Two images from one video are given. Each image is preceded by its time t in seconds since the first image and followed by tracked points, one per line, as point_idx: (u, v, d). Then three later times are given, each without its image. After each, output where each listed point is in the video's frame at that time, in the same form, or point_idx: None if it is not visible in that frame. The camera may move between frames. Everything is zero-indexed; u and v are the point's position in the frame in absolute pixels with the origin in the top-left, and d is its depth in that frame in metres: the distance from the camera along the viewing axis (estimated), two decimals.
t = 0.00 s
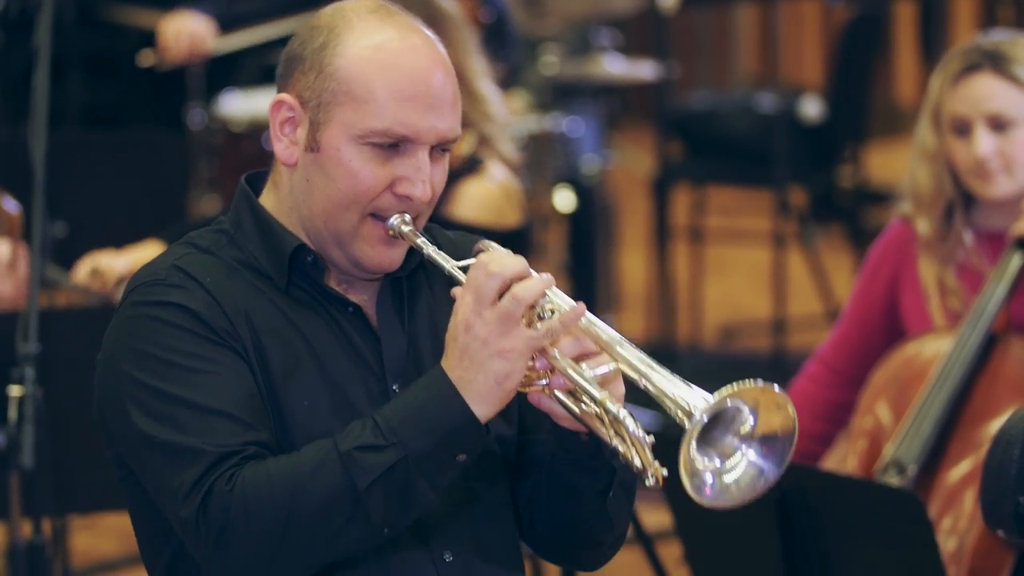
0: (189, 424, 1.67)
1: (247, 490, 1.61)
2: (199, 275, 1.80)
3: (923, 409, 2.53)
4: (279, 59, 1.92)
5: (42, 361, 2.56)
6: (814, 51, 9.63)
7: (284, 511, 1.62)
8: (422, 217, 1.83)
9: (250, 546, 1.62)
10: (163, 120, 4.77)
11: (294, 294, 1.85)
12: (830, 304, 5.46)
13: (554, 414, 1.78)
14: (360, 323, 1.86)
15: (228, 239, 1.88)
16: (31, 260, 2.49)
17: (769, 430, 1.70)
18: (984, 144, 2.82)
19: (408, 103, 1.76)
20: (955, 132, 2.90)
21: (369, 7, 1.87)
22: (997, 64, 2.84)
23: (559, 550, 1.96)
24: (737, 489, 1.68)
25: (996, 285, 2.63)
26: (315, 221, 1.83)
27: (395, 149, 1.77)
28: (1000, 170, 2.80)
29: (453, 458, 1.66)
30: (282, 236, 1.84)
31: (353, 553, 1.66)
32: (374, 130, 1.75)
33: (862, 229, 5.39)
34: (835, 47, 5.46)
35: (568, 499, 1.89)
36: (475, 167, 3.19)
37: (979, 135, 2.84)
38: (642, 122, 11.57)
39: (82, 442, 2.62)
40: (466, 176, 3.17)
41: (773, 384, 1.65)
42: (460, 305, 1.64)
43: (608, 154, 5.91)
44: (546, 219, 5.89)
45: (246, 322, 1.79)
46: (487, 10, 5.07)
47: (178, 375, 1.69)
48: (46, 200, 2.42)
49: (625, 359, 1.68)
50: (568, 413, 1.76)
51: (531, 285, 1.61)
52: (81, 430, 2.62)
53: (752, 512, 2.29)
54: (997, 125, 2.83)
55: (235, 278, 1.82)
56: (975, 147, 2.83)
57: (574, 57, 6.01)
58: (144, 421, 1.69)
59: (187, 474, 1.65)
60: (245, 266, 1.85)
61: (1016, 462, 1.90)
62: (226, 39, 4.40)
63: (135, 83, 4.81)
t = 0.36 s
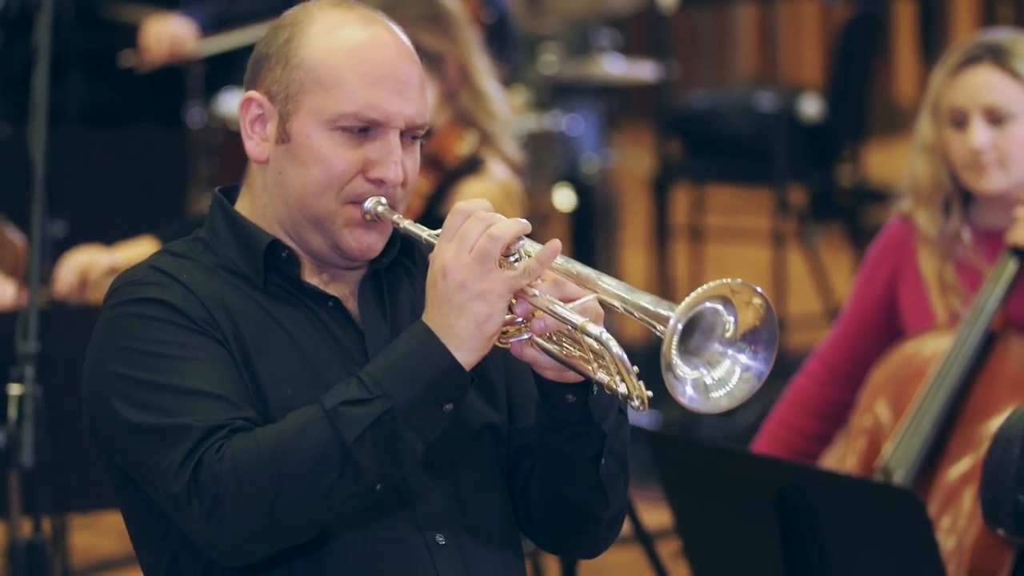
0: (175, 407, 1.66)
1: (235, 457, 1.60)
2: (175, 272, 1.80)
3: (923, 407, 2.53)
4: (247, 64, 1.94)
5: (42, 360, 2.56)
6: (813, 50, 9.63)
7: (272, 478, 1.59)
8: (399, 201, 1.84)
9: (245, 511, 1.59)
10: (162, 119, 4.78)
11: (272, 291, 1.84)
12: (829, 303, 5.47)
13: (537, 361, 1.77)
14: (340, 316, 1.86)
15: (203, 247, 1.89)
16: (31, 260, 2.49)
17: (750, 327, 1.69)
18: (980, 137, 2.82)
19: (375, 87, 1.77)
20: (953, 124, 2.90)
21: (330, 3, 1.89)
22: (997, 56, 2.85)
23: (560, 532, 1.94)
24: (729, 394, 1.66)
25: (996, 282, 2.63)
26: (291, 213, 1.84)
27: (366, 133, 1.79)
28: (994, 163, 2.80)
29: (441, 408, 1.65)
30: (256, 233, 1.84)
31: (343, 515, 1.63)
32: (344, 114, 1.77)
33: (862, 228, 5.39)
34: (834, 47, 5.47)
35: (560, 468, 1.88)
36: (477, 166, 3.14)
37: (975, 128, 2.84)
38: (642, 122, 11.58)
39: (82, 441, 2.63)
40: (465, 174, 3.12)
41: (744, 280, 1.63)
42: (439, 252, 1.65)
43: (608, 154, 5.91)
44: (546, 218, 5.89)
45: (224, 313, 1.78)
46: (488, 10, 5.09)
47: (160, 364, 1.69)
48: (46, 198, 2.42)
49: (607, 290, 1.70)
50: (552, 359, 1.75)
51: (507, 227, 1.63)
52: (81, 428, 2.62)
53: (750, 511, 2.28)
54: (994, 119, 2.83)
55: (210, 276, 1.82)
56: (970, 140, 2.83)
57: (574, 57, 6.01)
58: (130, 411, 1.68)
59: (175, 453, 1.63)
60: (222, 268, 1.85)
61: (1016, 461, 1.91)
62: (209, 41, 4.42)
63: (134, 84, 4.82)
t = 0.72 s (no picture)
0: (166, 413, 1.65)
1: (226, 457, 1.60)
2: (165, 277, 1.80)
3: (923, 408, 2.52)
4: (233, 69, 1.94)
5: (42, 361, 2.55)
6: (813, 50, 9.61)
7: (263, 477, 1.59)
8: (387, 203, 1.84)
9: (237, 511, 1.59)
10: (163, 120, 4.77)
11: (261, 297, 1.85)
12: (829, 304, 5.47)
13: (527, 357, 1.76)
14: (330, 320, 1.86)
15: (192, 254, 1.88)
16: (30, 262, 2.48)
17: (737, 312, 1.69)
18: (987, 131, 2.83)
19: (361, 88, 1.77)
20: (960, 118, 2.91)
21: (314, 7, 1.89)
22: (1010, 54, 2.86)
23: (554, 529, 1.93)
24: (719, 381, 1.66)
25: (997, 282, 2.63)
26: (280, 215, 1.83)
27: (354, 134, 1.79)
28: (997, 160, 2.81)
29: (429, 403, 1.66)
30: (244, 239, 1.84)
31: (332, 511, 1.63)
32: (332, 116, 1.77)
33: (862, 229, 5.39)
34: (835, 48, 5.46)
35: (553, 464, 1.87)
36: (480, 169, 3.14)
37: (983, 123, 2.85)
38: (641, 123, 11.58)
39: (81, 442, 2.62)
40: (468, 176, 3.12)
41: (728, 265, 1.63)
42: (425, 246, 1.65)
43: (609, 155, 5.90)
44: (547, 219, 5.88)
45: (214, 317, 1.78)
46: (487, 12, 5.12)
47: (151, 369, 1.68)
48: (46, 200, 2.41)
49: (594, 281, 1.69)
50: (542, 354, 1.75)
51: (490, 217, 1.62)
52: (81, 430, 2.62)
53: (751, 511, 2.28)
54: (1002, 115, 2.85)
55: (201, 280, 1.82)
56: (978, 133, 2.84)
57: (576, 57, 6.00)
58: (121, 417, 1.67)
59: (166, 457, 1.63)
60: (211, 273, 1.85)
61: (1016, 463, 1.91)
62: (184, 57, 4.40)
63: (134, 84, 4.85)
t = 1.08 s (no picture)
0: (162, 420, 1.65)
1: (221, 468, 1.59)
2: (161, 282, 1.79)
3: (923, 412, 2.52)
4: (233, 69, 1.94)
5: (41, 362, 2.54)
6: (813, 51, 9.61)
7: (258, 491, 1.58)
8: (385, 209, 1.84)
9: (232, 521, 1.58)
10: (163, 121, 4.77)
11: (257, 301, 1.85)
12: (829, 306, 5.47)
13: (524, 371, 1.77)
14: (325, 323, 1.87)
15: (188, 255, 1.88)
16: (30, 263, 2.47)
17: (737, 343, 1.67)
18: (991, 132, 2.84)
19: (361, 93, 1.77)
20: (966, 117, 2.91)
21: (316, 8, 1.89)
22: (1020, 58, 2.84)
23: (548, 537, 1.93)
24: (711, 409, 1.64)
25: (996, 285, 2.62)
26: (277, 219, 1.83)
27: (353, 140, 1.79)
28: (1000, 162, 2.81)
29: (425, 419, 1.64)
30: (241, 242, 1.84)
31: (326, 525, 1.62)
32: (331, 121, 1.77)
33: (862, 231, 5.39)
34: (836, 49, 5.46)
35: (547, 474, 1.86)
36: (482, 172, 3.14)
37: (987, 124, 2.85)
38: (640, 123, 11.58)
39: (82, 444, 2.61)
40: (469, 178, 3.12)
41: (731, 298, 1.62)
42: (424, 262, 1.63)
43: (610, 157, 5.90)
44: (548, 220, 5.87)
45: (210, 323, 1.77)
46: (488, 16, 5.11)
47: (147, 375, 1.67)
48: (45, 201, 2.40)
49: (593, 302, 1.68)
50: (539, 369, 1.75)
51: (490, 236, 1.62)
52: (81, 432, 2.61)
53: (751, 513, 2.28)
54: (1007, 117, 2.84)
55: (198, 285, 1.82)
56: (982, 134, 2.84)
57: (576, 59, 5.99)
58: (117, 424, 1.66)
59: (161, 465, 1.62)
60: (208, 277, 1.84)
61: (1015, 464, 1.95)
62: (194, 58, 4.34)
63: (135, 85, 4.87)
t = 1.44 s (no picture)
0: (158, 428, 1.65)
1: (217, 480, 1.59)
2: (159, 285, 1.79)
3: (922, 413, 2.53)
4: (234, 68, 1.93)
5: (40, 364, 2.54)
6: (812, 53, 9.60)
7: (254, 502, 1.59)
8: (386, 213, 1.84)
9: (228, 532, 1.59)
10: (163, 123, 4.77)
11: (254, 302, 1.85)
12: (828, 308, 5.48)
13: (521, 387, 1.75)
14: (323, 326, 1.86)
15: (186, 254, 1.88)
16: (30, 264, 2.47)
17: (734, 376, 1.68)
18: (991, 135, 2.84)
19: (362, 98, 1.77)
20: (968, 118, 2.92)
21: (319, 10, 1.88)
22: None
23: (541, 544, 1.93)
24: (702, 438, 1.64)
25: (996, 286, 2.62)
26: (277, 221, 1.83)
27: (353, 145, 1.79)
28: (999, 166, 2.82)
29: (421, 435, 1.64)
30: (239, 244, 1.84)
31: (321, 538, 1.63)
32: (331, 127, 1.77)
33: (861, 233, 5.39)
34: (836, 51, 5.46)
35: (543, 484, 1.87)
36: (481, 173, 3.15)
37: (988, 127, 2.86)
38: (640, 124, 11.58)
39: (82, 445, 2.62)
40: (468, 180, 3.12)
41: (728, 327, 1.63)
42: (422, 277, 1.63)
43: (610, 158, 5.89)
44: (547, 222, 5.87)
45: (208, 327, 1.78)
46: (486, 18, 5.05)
47: (145, 382, 1.67)
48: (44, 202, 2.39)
49: (592, 325, 1.66)
50: (536, 385, 1.73)
51: (489, 252, 1.61)
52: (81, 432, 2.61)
53: (750, 516, 2.28)
54: (1008, 120, 2.85)
55: (196, 287, 1.82)
56: (981, 137, 2.85)
57: (576, 60, 5.99)
58: (114, 430, 1.66)
59: (158, 474, 1.62)
60: (206, 278, 1.84)
61: (1014, 466, 1.96)
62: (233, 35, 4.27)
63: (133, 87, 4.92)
